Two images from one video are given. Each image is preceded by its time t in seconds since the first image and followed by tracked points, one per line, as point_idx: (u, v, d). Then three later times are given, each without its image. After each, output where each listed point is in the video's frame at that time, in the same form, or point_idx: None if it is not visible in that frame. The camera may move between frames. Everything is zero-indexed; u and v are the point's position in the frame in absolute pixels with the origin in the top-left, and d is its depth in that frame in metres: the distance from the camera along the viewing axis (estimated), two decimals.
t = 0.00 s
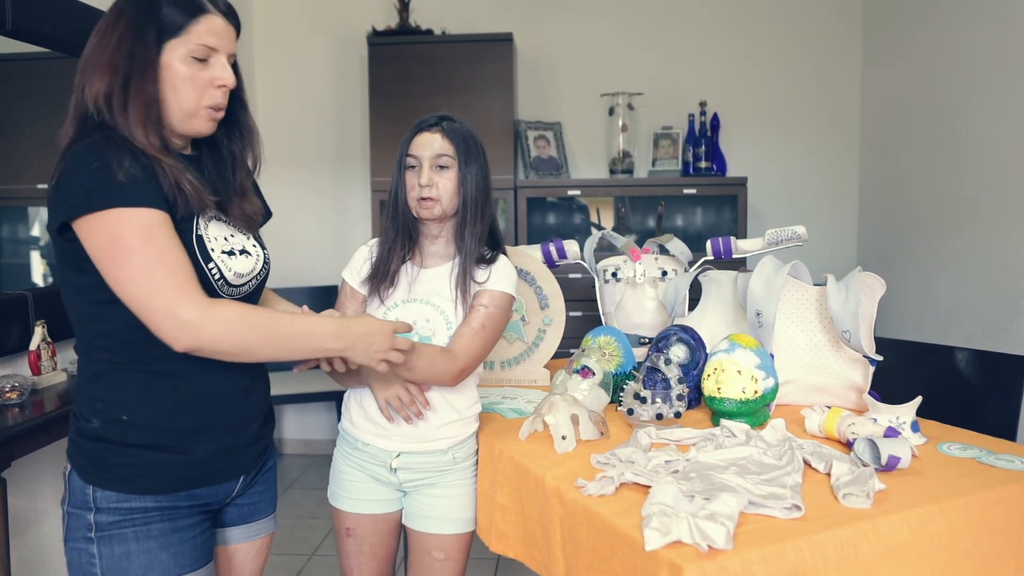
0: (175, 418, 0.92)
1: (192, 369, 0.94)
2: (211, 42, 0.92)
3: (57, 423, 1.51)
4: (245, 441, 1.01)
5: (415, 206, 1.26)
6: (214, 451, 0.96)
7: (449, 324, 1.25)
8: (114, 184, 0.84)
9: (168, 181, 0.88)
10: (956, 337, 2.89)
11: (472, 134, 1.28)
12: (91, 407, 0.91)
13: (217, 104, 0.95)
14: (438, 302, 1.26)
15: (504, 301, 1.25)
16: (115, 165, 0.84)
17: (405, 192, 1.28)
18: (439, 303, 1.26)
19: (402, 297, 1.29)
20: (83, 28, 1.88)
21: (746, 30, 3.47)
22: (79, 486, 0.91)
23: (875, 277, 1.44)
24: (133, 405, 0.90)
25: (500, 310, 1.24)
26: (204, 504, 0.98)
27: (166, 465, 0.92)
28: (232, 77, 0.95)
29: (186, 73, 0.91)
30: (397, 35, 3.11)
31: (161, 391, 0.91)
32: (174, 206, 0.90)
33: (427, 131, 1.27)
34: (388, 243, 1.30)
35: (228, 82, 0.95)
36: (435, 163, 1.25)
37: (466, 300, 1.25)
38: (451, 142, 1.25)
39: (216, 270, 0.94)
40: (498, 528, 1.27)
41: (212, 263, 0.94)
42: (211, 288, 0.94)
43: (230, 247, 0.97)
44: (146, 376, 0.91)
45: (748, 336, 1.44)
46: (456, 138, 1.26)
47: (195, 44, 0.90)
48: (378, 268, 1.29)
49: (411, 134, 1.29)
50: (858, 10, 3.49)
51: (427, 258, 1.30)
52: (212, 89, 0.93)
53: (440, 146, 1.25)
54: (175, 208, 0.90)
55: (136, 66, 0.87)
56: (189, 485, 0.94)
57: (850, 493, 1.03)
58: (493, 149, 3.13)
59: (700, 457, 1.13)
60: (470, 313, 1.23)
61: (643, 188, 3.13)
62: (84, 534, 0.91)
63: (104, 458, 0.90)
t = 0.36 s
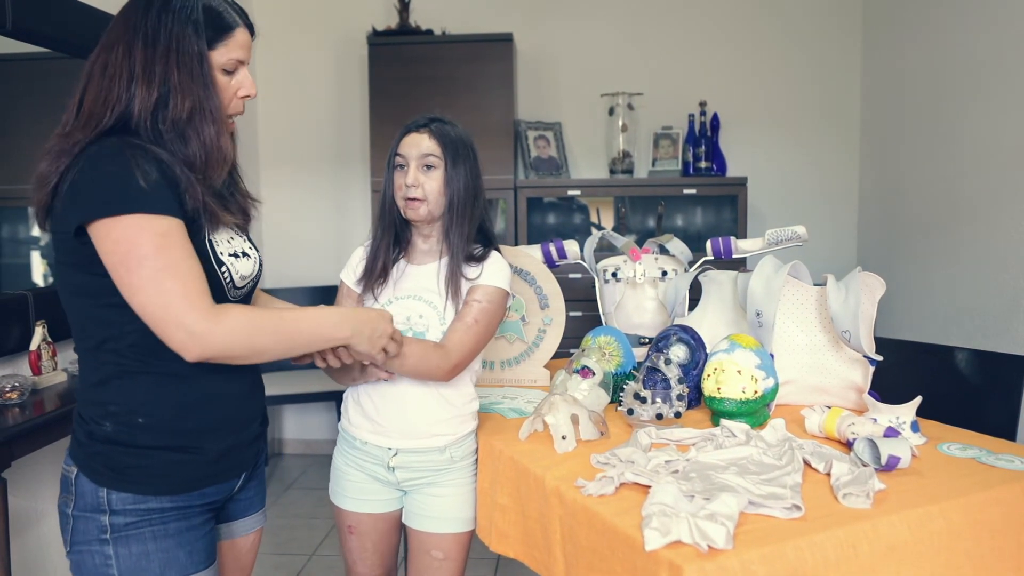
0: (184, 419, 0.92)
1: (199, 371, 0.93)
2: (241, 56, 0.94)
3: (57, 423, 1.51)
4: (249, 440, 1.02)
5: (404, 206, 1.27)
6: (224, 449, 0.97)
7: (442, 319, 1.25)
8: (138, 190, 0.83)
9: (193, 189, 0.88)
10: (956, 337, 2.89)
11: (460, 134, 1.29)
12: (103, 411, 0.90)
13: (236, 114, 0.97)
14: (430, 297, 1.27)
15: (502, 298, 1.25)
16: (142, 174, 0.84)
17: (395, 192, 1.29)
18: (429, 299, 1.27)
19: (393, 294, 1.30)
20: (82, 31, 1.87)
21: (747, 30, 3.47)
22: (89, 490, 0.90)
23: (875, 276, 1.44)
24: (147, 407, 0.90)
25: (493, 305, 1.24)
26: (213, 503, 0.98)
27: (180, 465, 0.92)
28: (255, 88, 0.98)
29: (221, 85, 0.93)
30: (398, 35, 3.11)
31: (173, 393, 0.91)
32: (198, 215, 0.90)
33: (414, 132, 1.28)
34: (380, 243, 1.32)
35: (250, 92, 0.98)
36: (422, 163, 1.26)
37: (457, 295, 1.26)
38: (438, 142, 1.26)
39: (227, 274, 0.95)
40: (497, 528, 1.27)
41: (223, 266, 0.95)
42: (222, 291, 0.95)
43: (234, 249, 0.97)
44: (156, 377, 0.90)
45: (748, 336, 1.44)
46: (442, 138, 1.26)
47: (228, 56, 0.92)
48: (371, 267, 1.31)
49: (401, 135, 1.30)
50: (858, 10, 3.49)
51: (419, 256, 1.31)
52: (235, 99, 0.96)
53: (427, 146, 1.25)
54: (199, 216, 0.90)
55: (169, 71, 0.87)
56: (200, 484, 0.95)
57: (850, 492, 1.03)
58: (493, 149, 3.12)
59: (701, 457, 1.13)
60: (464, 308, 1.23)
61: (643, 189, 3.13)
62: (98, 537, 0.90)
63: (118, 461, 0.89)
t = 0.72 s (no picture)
0: (183, 419, 0.92)
1: (200, 372, 0.93)
2: (238, 54, 0.94)
3: (57, 423, 1.51)
4: (248, 440, 1.02)
5: (395, 206, 1.28)
6: (224, 450, 0.97)
7: (432, 318, 1.26)
8: (144, 190, 0.83)
9: (194, 188, 0.88)
10: (956, 338, 2.89)
11: (451, 134, 1.29)
12: (102, 412, 0.90)
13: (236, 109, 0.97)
14: (421, 295, 1.27)
15: (494, 296, 1.25)
16: (145, 175, 0.84)
17: (387, 192, 1.30)
18: (419, 297, 1.27)
19: (385, 292, 1.31)
20: (72, 29, 1.88)
21: (747, 30, 3.47)
22: (89, 490, 0.90)
23: (875, 277, 1.44)
24: (148, 408, 0.90)
25: (485, 303, 1.24)
26: (212, 502, 0.98)
27: (181, 466, 0.92)
28: (255, 86, 0.97)
29: (218, 83, 0.93)
30: (397, 35, 3.11)
31: (173, 393, 0.91)
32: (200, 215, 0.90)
33: (407, 131, 1.28)
34: (374, 242, 1.33)
35: (249, 90, 0.97)
36: (413, 163, 1.26)
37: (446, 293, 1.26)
38: (429, 142, 1.26)
39: (228, 274, 0.95)
40: (499, 527, 1.27)
41: (225, 267, 0.95)
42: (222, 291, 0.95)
43: (234, 249, 0.97)
44: (157, 378, 0.90)
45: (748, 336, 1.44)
46: (433, 138, 1.26)
47: (225, 54, 0.92)
48: (364, 266, 1.33)
49: (393, 135, 1.31)
50: (859, 10, 3.49)
51: (411, 255, 1.32)
52: (235, 98, 0.96)
53: (418, 145, 1.26)
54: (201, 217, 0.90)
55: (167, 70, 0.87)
56: (201, 485, 0.95)
57: (850, 493, 1.03)
58: (493, 149, 3.12)
59: (701, 457, 1.13)
60: (456, 307, 1.23)
61: (643, 189, 3.13)
62: (98, 537, 0.90)
63: (119, 462, 0.89)
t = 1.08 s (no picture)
0: (172, 421, 0.92)
1: (188, 374, 0.94)
2: (218, 43, 0.92)
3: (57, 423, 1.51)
4: (241, 443, 1.02)
5: (387, 206, 1.28)
6: (213, 452, 0.97)
7: (426, 319, 1.26)
8: (122, 190, 0.83)
9: (174, 187, 0.88)
10: (955, 338, 2.89)
11: (441, 134, 1.29)
12: (88, 413, 0.90)
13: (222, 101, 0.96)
14: (413, 295, 1.27)
15: (487, 293, 1.25)
16: (122, 174, 0.83)
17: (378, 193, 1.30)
18: (411, 297, 1.27)
19: (378, 293, 1.31)
20: (71, 30, 1.91)
21: (747, 30, 3.47)
22: (77, 491, 0.91)
23: (875, 277, 1.44)
24: (133, 410, 0.90)
25: (479, 300, 1.24)
26: (203, 505, 0.98)
27: (167, 467, 0.92)
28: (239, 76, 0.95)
29: (198, 74, 0.91)
30: (396, 35, 3.11)
31: (161, 394, 0.91)
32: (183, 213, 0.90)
33: (397, 133, 1.29)
34: (366, 243, 1.33)
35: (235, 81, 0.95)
36: (404, 164, 1.26)
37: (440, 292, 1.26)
38: (419, 143, 1.26)
39: (217, 276, 0.95)
40: (499, 527, 1.27)
41: (213, 268, 0.95)
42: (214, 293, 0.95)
43: (227, 250, 0.97)
44: (144, 379, 0.91)
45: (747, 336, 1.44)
46: (423, 138, 1.26)
47: (201, 44, 0.90)
48: (357, 267, 1.33)
49: (383, 136, 1.31)
50: (858, 11, 3.49)
51: (403, 255, 1.32)
52: (219, 89, 0.94)
53: (407, 146, 1.26)
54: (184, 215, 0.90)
55: (140, 69, 0.86)
56: (190, 486, 0.95)
57: (850, 492, 1.03)
58: (493, 149, 3.13)
59: (700, 457, 1.13)
60: (451, 306, 1.23)
61: (643, 189, 3.13)
62: (83, 539, 0.90)
63: (104, 463, 0.90)
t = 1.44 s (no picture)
0: (161, 421, 0.92)
1: (177, 374, 0.94)
2: (170, 23, 0.92)
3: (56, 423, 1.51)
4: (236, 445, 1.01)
5: (379, 207, 1.28)
6: (204, 452, 0.96)
7: (424, 320, 1.26)
8: (79, 185, 0.82)
9: (139, 177, 0.87)
10: (955, 338, 2.89)
11: (431, 134, 1.29)
12: (78, 411, 0.91)
13: (193, 82, 0.94)
14: (408, 296, 1.27)
15: (483, 290, 1.25)
16: (80, 165, 0.83)
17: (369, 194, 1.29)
18: (406, 298, 1.27)
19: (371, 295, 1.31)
20: (70, 30, 1.93)
21: (747, 30, 3.47)
22: (68, 491, 0.91)
23: (874, 277, 1.44)
24: (120, 409, 0.90)
25: (477, 300, 1.24)
26: (194, 507, 0.98)
27: (152, 468, 0.92)
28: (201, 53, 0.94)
29: (154, 56, 0.91)
30: (395, 36, 3.11)
31: (150, 394, 0.92)
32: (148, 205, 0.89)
33: (387, 133, 1.28)
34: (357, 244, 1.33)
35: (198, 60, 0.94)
36: (395, 164, 1.26)
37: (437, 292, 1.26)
38: (410, 144, 1.26)
39: (200, 272, 0.95)
40: (499, 527, 1.27)
41: (196, 265, 0.95)
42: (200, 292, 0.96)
43: (219, 248, 0.99)
44: (134, 378, 0.91)
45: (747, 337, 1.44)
46: (414, 138, 1.26)
47: (151, 25, 0.91)
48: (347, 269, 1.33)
49: (373, 137, 1.31)
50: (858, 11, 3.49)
51: (395, 256, 1.32)
52: (182, 67, 0.93)
53: (399, 147, 1.26)
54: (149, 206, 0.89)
55: (98, 61, 0.89)
56: (180, 487, 0.95)
57: (849, 493, 1.03)
58: (492, 149, 3.13)
59: (699, 458, 1.13)
60: (450, 308, 1.23)
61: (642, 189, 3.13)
62: (73, 538, 0.90)
63: (91, 462, 0.90)
